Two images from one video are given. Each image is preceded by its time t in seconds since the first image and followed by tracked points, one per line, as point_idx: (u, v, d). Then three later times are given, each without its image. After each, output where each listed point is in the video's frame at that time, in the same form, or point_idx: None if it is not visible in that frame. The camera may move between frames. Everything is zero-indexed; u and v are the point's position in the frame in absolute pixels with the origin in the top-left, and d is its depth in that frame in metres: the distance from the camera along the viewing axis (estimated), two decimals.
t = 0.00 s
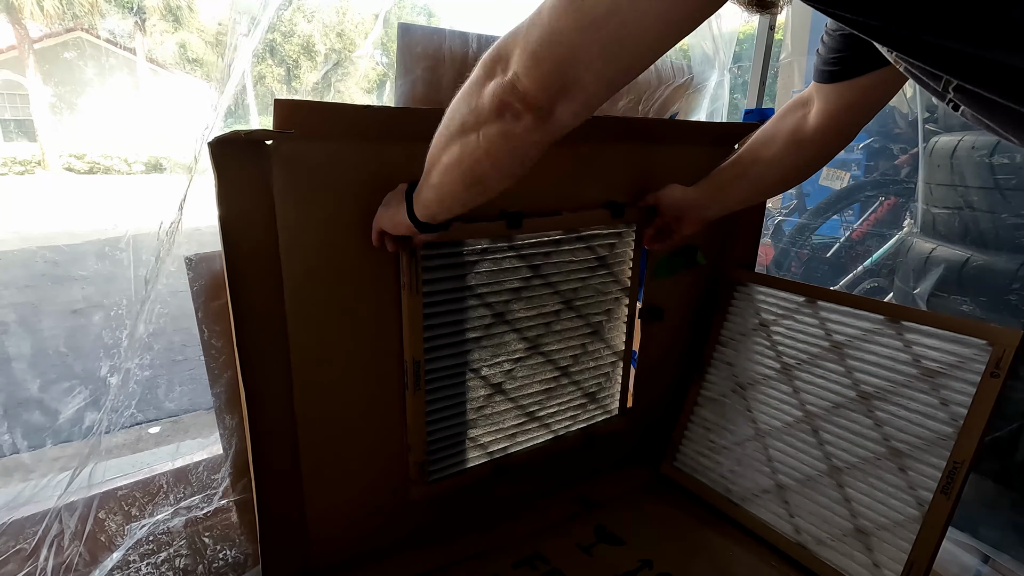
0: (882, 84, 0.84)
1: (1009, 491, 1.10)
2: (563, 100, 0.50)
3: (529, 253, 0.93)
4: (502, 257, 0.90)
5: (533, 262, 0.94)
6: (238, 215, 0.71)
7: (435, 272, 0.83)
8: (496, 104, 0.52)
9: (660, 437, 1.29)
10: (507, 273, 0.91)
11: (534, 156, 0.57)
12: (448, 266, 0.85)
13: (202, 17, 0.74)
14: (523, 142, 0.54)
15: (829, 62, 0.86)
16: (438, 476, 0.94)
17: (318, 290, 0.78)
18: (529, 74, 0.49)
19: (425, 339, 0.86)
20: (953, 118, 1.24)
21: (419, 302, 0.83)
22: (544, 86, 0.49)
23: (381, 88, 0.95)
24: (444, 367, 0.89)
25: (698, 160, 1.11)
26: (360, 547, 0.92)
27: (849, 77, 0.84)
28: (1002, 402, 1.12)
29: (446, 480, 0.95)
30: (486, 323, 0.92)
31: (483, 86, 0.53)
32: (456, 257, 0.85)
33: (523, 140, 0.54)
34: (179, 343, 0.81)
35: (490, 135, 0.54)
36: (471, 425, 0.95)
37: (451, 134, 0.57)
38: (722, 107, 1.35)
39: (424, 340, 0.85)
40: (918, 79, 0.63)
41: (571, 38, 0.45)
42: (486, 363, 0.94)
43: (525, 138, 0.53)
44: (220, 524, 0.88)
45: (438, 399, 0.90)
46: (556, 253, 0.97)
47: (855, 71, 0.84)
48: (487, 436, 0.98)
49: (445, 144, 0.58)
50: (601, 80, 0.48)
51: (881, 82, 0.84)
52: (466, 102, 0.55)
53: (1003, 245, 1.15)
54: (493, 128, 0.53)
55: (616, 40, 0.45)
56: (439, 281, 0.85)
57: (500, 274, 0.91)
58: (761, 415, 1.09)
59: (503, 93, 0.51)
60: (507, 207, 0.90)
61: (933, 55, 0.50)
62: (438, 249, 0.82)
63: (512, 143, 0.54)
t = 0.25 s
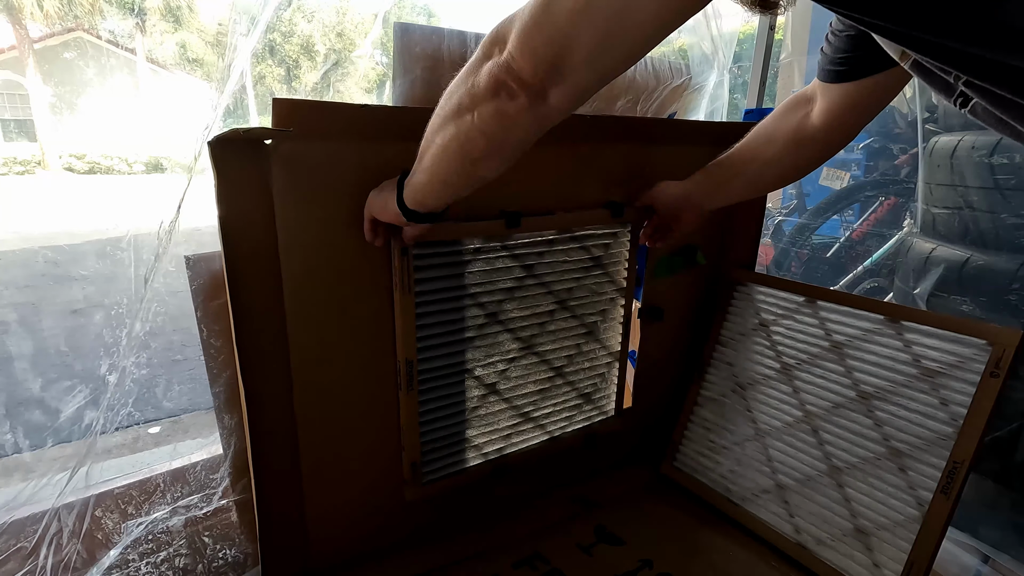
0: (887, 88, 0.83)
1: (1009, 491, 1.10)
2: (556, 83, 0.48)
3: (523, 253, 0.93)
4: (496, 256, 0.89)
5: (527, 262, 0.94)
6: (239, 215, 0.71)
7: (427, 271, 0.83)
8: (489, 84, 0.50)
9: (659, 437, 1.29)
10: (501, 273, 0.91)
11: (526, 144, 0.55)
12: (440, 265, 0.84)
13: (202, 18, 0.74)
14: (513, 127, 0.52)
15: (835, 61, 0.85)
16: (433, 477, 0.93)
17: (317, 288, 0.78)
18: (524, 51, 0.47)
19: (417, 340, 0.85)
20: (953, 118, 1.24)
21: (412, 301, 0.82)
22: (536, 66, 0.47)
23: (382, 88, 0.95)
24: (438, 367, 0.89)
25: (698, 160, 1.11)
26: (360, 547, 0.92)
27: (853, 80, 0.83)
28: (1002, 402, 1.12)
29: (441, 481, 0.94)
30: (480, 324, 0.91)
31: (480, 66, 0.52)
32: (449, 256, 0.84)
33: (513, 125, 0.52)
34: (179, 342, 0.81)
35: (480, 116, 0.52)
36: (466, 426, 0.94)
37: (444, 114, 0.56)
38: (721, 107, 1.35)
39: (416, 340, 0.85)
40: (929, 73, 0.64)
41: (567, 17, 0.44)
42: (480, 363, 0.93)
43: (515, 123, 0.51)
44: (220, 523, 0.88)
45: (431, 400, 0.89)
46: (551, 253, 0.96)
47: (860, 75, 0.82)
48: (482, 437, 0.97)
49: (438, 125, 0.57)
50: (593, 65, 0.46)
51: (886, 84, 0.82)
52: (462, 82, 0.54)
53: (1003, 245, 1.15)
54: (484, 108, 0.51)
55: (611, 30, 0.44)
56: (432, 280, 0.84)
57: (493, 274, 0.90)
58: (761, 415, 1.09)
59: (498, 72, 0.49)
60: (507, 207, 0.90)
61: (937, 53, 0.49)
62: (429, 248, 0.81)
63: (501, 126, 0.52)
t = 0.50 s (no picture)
0: (882, 86, 0.82)
1: (1009, 491, 1.10)
2: (550, 76, 0.48)
3: (510, 253, 0.92)
4: (485, 256, 0.89)
5: (515, 262, 0.93)
6: (240, 213, 0.71)
7: (414, 270, 0.82)
8: (483, 74, 0.49)
9: (659, 437, 1.29)
10: (489, 272, 0.90)
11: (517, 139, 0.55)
12: (428, 265, 0.83)
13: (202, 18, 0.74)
14: (504, 120, 0.51)
15: (833, 57, 0.84)
16: (418, 481, 0.92)
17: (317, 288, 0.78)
18: (520, 41, 0.46)
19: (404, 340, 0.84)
20: (953, 118, 1.24)
21: (396, 304, 0.81)
22: (532, 58, 0.47)
23: (382, 88, 0.95)
24: (426, 368, 0.87)
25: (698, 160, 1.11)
26: (360, 547, 0.92)
27: (851, 76, 0.82)
28: (1001, 401, 1.12)
29: (426, 484, 0.93)
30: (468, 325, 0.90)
31: (474, 56, 0.51)
32: (437, 256, 0.84)
33: (507, 118, 0.51)
34: (179, 343, 0.81)
35: (473, 107, 0.51)
36: (452, 428, 0.93)
37: (435, 103, 0.55)
38: (722, 107, 1.35)
39: (403, 341, 0.84)
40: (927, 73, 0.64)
41: (565, 7, 0.43)
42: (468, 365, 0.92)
43: (508, 116, 0.51)
44: (220, 523, 0.89)
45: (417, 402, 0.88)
46: (538, 253, 0.96)
47: (860, 71, 0.81)
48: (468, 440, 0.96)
49: (429, 114, 0.56)
50: (588, 60, 0.46)
51: (882, 81, 0.81)
52: (455, 72, 0.53)
53: (1003, 245, 1.15)
54: (476, 99, 0.50)
55: (608, 25, 0.44)
56: (419, 280, 0.83)
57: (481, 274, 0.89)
58: (761, 415, 1.09)
59: (493, 62, 0.49)
60: (507, 207, 0.91)
61: (939, 56, 0.49)
62: (421, 247, 0.81)
63: (493, 118, 0.51)
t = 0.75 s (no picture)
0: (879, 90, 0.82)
1: (1009, 491, 1.10)
2: (540, 73, 0.48)
3: (503, 254, 0.91)
4: (478, 257, 0.89)
5: (508, 263, 0.92)
6: (239, 213, 0.71)
7: (406, 272, 0.81)
8: (475, 71, 0.49)
9: (659, 437, 1.29)
10: (483, 274, 0.90)
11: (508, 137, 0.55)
12: (420, 267, 0.83)
13: (202, 18, 0.74)
14: (494, 116, 0.51)
15: (829, 60, 0.84)
16: (411, 484, 0.92)
17: (315, 288, 0.78)
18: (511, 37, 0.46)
19: (395, 342, 0.84)
20: (953, 118, 1.24)
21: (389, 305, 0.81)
22: (522, 54, 0.47)
23: (382, 89, 0.95)
24: (418, 371, 0.87)
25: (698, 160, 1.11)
26: (360, 547, 0.92)
27: (848, 80, 0.82)
28: (1001, 402, 1.12)
29: (420, 487, 0.93)
30: (461, 327, 0.90)
31: (466, 51, 0.51)
32: (429, 257, 0.83)
33: (498, 115, 0.51)
34: (179, 343, 0.82)
35: (463, 103, 0.51)
36: (446, 431, 0.93)
37: (426, 99, 0.55)
38: (722, 107, 1.35)
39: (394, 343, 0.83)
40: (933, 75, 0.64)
41: (555, 6, 0.43)
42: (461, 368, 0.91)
43: (498, 113, 0.51)
44: (220, 523, 0.89)
45: (410, 405, 0.88)
46: (532, 255, 0.96)
47: (859, 74, 0.81)
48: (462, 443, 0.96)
49: (419, 110, 0.56)
50: (580, 60, 0.46)
51: (879, 86, 0.81)
52: (446, 67, 0.53)
53: (1003, 245, 1.15)
54: (467, 95, 0.50)
55: (602, 22, 0.43)
56: (411, 282, 0.83)
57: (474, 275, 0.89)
58: (761, 415, 1.09)
59: (483, 57, 0.49)
60: (508, 207, 0.91)
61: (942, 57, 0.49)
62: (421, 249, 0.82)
63: (483, 114, 0.51)
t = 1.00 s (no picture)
0: (873, 92, 0.81)
1: (1009, 491, 1.10)
2: (527, 70, 0.48)
3: (489, 258, 0.90)
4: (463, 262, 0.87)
5: (493, 268, 0.91)
6: (240, 213, 0.71)
7: (388, 279, 0.80)
8: (462, 68, 0.49)
9: (659, 437, 1.29)
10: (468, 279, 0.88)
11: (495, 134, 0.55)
12: (403, 273, 0.81)
13: (202, 18, 0.74)
14: (481, 113, 0.51)
15: (823, 60, 0.83)
16: (394, 492, 0.91)
17: (314, 288, 0.77)
18: (499, 34, 0.46)
19: (378, 350, 0.82)
20: (954, 118, 1.24)
21: (369, 313, 0.79)
22: (509, 51, 0.47)
23: (382, 89, 0.95)
24: (401, 378, 0.86)
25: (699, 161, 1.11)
26: (361, 548, 0.92)
27: (843, 80, 0.81)
28: (1001, 402, 1.12)
29: (403, 496, 0.91)
30: (445, 334, 0.88)
31: (453, 47, 0.51)
32: (413, 263, 0.82)
33: (486, 111, 0.51)
34: (179, 343, 0.82)
35: (450, 99, 0.51)
36: (429, 439, 0.91)
37: (411, 95, 0.55)
38: (721, 107, 1.35)
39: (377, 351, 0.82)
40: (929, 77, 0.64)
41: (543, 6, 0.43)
42: (445, 375, 0.90)
43: (486, 110, 0.51)
44: (220, 523, 0.89)
45: (393, 413, 0.86)
46: (518, 258, 0.94)
47: (853, 76, 0.80)
48: (446, 452, 0.94)
49: (403, 107, 0.55)
50: (566, 60, 0.46)
51: (874, 87, 0.81)
52: (433, 63, 0.53)
53: (1003, 245, 1.15)
54: (454, 91, 0.50)
55: (590, 20, 0.43)
56: (393, 289, 0.81)
57: (458, 281, 0.87)
58: (761, 415, 1.09)
59: (470, 53, 0.49)
60: (508, 207, 0.92)
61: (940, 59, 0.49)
62: (418, 251, 0.82)
63: (471, 111, 0.51)
